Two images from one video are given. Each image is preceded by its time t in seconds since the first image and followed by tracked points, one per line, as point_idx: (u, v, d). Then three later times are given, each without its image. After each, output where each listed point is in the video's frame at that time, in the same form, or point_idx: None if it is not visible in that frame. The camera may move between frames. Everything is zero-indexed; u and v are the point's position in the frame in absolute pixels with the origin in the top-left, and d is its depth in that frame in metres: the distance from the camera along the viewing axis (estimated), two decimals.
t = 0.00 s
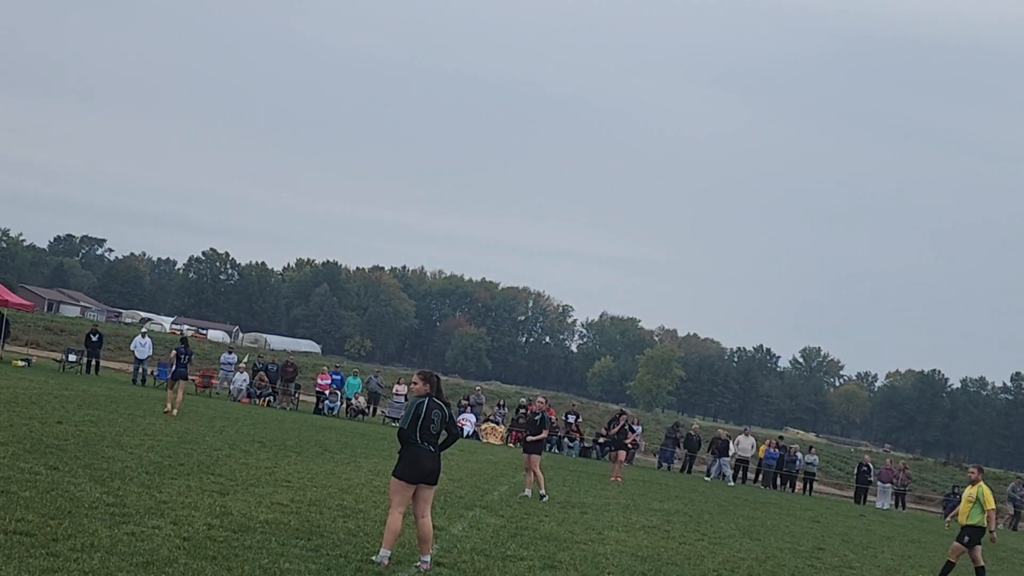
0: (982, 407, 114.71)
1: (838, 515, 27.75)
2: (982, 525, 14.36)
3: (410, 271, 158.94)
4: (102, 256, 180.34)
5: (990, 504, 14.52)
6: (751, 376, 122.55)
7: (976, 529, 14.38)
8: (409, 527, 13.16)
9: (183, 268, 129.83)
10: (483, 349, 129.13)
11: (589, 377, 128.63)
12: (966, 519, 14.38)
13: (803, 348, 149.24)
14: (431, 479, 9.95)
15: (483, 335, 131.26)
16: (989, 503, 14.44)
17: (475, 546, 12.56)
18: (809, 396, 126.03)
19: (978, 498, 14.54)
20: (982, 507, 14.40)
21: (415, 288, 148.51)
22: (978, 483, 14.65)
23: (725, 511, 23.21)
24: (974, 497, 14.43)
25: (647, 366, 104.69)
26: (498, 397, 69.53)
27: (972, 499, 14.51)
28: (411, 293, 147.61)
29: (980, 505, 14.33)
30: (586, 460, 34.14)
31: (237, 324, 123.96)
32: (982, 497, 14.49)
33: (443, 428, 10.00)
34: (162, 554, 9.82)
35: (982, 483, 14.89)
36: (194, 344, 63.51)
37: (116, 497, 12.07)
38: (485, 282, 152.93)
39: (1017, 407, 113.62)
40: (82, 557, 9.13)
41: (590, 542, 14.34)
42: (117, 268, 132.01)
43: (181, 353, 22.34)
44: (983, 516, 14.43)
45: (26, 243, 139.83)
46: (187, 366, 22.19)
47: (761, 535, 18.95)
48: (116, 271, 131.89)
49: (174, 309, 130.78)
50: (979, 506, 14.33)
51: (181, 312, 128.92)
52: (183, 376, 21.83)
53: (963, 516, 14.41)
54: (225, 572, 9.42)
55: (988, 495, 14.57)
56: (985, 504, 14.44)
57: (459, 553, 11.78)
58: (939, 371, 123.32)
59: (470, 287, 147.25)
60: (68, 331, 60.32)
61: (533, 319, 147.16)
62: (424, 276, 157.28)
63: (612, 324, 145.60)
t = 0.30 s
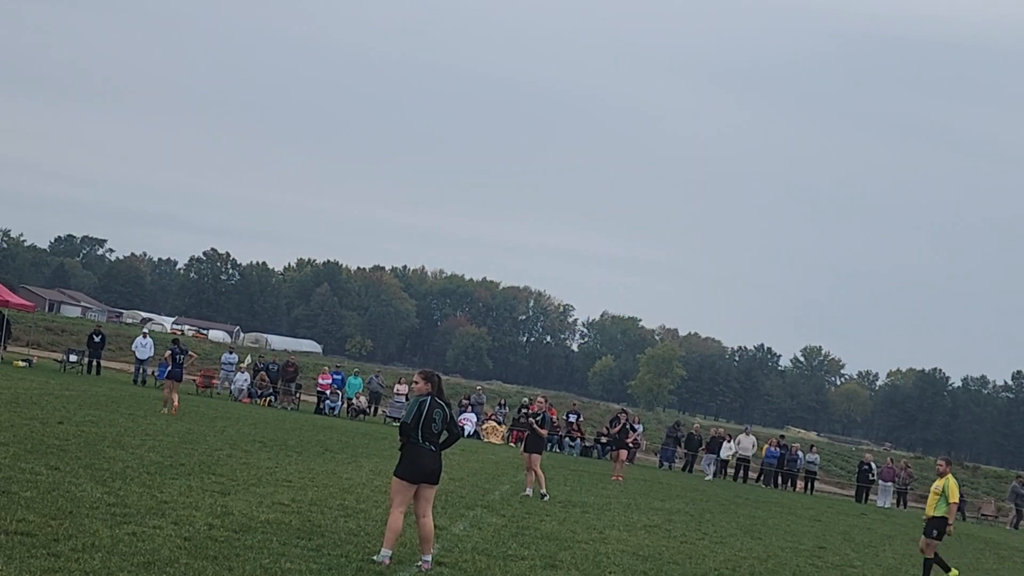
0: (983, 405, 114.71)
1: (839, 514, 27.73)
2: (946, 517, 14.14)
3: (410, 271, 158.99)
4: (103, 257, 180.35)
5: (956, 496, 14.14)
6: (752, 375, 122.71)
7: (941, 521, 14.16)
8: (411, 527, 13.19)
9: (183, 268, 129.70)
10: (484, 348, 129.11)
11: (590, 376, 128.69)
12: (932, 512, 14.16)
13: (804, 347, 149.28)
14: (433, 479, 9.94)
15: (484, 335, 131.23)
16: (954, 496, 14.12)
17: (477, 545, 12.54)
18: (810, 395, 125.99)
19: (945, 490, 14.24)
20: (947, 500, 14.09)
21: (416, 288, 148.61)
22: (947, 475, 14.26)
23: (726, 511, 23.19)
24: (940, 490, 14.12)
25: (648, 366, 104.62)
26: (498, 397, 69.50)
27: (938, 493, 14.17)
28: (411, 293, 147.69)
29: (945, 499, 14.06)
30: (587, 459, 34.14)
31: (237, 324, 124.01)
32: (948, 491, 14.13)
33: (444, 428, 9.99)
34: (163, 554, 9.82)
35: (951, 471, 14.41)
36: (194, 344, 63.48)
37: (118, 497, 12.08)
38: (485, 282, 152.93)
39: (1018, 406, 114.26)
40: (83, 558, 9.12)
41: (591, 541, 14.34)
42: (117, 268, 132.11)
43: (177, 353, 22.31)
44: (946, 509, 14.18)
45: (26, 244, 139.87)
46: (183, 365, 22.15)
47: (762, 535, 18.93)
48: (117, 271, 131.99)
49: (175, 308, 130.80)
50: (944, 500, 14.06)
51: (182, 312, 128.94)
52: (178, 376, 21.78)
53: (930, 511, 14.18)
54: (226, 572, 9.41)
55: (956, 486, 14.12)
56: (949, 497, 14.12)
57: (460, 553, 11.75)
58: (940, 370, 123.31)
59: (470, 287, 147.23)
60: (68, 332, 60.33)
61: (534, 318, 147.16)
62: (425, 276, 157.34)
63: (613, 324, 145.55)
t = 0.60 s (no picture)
0: (983, 404, 114.71)
1: (839, 513, 27.70)
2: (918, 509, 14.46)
3: (410, 270, 159.03)
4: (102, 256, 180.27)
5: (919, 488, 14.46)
6: (752, 374, 122.73)
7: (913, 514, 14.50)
8: (411, 526, 13.19)
9: (183, 267, 129.63)
10: (484, 347, 129.09)
11: (590, 375, 128.71)
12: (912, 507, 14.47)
13: (804, 346, 149.31)
14: (433, 478, 9.93)
15: (484, 333, 131.16)
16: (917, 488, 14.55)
17: (478, 544, 12.54)
18: (810, 393, 125.97)
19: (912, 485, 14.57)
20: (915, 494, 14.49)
21: (415, 287, 148.68)
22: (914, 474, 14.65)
23: (726, 509, 23.17)
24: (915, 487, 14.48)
25: (648, 365, 104.56)
26: (497, 395, 69.56)
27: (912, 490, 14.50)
28: (411, 292, 147.74)
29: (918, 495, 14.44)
30: (587, 458, 34.11)
31: (237, 323, 124.07)
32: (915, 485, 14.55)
33: (444, 427, 9.99)
34: (163, 553, 9.80)
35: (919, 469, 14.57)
36: (194, 343, 63.45)
37: (117, 497, 12.05)
38: (485, 281, 152.90)
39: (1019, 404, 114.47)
40: (83, 557, 9.10)
41: (591, 540, 14.33)
42: (117, 268, 132.15)
43: (171, 350, 22.33)
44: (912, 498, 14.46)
45: (26, 244, 139.87)
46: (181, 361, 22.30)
47: (763, 533, 18.90)
48: (117, 270, 131.97)
49: (175, 308, 130.68)
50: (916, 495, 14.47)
51: (182, 311, 128.86)
52: (174, 374, 21.95)
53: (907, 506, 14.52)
54: (226, 571, 9.39)
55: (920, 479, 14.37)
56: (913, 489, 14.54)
57: (461, 552, 11.75)
58: (940, 368, 123.24)
59: (471, 286, 147.19)
60: (68, 331, 60.30)
61: (534, 317, 147.17)
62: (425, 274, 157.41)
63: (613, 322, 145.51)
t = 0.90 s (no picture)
0: (983, 403, 114.54)
1: (839, 513, 27.72)
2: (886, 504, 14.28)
3: (410, 270, 159.06)
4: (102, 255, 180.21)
5: (894, 482, 14.43)
6: (752, 373, 122.63)
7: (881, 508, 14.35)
8: (411, 525, 13.19)
9: (183, 266, 129.58)
10: (484, 346, 129.06)
11: (590, 374, 128.71)
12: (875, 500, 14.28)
13: (804, 345, 149.28)
14: (434, 477, 9.92)
15: (484, 333, 131.07)
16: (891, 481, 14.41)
17: (476, 543, 12.57)
18: (810, 393, 125.98)
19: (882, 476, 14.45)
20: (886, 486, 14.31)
21: (416, 286, 148.72)
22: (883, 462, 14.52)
23: (726, 509, 23.17)
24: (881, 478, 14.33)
25: (648, 364, 104.55)
26: (497, 395, 69.57)
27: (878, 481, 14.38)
28: (412, 292, 147.77)
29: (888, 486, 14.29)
30: (587, 457, 34.11)
31: (237, 322, 124.19)
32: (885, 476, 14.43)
33: (444, 426, 10.00)
34: (164, 552, 9.81)
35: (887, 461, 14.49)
36: (195, 342, 63.48)
37: (117, 496, 12.05)
38: (486, 280, 152.95)
39: (1019, 403, 114.46)
40: (83, 556, 9.11)
41: (591, 539, 14.33)
42: (117, 267, 132.23)
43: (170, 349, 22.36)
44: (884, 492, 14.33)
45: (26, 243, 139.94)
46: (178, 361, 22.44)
47: (763, 533, 18.89)
48: (117, 269, 132.03)
49: (175, 307, 130.76)
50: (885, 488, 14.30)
51: (183, 310, 128.94)
52: (171, 373, 22.00)
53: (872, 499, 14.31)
54: (226, 571, 9.38)
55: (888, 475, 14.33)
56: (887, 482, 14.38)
57: (461, 551, 11.75)
58: (939, 368, 123.18)
59: (471, 285, 147.21)
60: (69, 330, 60.30)
61: (534, 317, 147.26)
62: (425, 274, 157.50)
63: (614, 322, 145.49)
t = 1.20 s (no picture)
0: (983, 405, 114.45)
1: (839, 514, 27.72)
2: (856, 505, 13.98)
3: (410, 270, 159.02)
4: (102, 255, 180.10)
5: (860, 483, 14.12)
6: (752, 375, 122.48)
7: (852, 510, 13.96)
8: (410, 526, 13.18)
9: (183, 267, 129.53)
10: (485, 347, 129.12)
11: (591, 375, 128.63)
12: (840, 499, 13.98)
13: (805, 347, 149.19)
14: (433, 478, 9.90)
15: (484, 334, 131.11)
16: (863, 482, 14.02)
17: (476, 543, 12.56)
18: (810, 394, 125.89)
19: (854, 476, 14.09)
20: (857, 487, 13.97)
21: (416, 287, 148.73)
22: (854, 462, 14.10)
23: (727, 510, 23.17)
24: (848, 477, 13.93)
25: (648, 365, 104.54)
26: (497, 396, 69.51)
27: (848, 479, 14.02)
28: (412, 293, 147.78)
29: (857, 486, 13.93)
30: (587, 458, 34.12)
31: (238, 323, 124.17)
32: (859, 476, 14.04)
33: (443, 427, 9.97)
34: (163, 553, 9.81)
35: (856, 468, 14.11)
36: (194, 343, 63.47)
37: (117, 497, 12.03)
38: (486, 281, 152.98)
39: (1019, 405, 114.45)
40: (83, 557, 9.10)
41: (591, 540, 14.33)
42: (117, 267, 132.23)
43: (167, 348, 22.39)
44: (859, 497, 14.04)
45: (26, 243, 139.86)
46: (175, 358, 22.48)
47: (764, 535, 18.90)
48: (117, 269, 131.91)
49: (175, 307, 130.75)
50: (853, 486, 13.90)
51: (183, 311, 128.88)
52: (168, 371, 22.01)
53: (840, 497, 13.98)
54: (226, 571, 9.39)
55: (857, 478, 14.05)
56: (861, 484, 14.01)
57: (461, 552, 11.74)
58: (939, 369, 123.10)
59: (471, 286, 147.18)
60: (68, 330, 60.26)
61: (534, 318, 147.32)
62: (425, 275, 157.45)
63: (614, 322, 145.48)
